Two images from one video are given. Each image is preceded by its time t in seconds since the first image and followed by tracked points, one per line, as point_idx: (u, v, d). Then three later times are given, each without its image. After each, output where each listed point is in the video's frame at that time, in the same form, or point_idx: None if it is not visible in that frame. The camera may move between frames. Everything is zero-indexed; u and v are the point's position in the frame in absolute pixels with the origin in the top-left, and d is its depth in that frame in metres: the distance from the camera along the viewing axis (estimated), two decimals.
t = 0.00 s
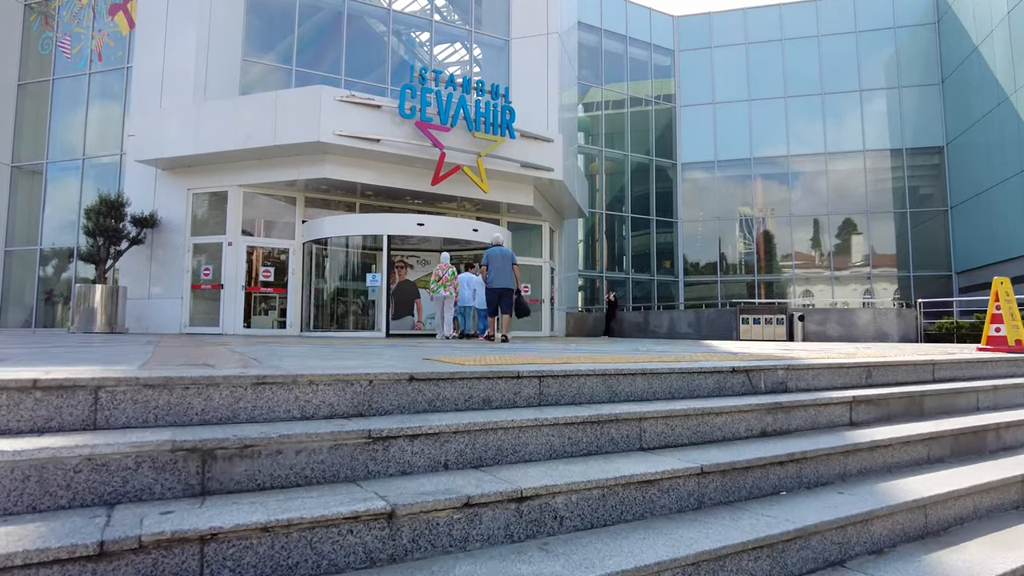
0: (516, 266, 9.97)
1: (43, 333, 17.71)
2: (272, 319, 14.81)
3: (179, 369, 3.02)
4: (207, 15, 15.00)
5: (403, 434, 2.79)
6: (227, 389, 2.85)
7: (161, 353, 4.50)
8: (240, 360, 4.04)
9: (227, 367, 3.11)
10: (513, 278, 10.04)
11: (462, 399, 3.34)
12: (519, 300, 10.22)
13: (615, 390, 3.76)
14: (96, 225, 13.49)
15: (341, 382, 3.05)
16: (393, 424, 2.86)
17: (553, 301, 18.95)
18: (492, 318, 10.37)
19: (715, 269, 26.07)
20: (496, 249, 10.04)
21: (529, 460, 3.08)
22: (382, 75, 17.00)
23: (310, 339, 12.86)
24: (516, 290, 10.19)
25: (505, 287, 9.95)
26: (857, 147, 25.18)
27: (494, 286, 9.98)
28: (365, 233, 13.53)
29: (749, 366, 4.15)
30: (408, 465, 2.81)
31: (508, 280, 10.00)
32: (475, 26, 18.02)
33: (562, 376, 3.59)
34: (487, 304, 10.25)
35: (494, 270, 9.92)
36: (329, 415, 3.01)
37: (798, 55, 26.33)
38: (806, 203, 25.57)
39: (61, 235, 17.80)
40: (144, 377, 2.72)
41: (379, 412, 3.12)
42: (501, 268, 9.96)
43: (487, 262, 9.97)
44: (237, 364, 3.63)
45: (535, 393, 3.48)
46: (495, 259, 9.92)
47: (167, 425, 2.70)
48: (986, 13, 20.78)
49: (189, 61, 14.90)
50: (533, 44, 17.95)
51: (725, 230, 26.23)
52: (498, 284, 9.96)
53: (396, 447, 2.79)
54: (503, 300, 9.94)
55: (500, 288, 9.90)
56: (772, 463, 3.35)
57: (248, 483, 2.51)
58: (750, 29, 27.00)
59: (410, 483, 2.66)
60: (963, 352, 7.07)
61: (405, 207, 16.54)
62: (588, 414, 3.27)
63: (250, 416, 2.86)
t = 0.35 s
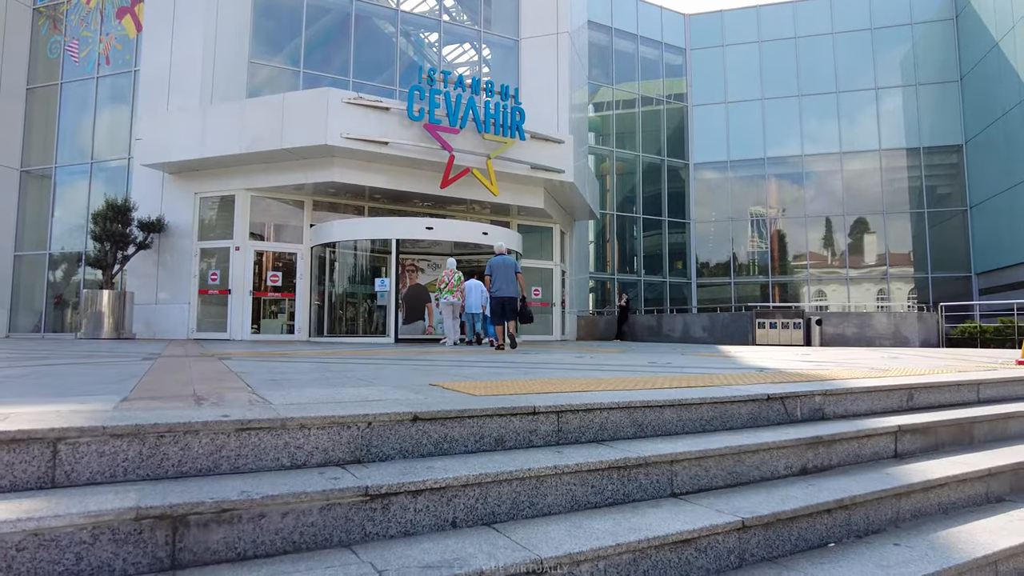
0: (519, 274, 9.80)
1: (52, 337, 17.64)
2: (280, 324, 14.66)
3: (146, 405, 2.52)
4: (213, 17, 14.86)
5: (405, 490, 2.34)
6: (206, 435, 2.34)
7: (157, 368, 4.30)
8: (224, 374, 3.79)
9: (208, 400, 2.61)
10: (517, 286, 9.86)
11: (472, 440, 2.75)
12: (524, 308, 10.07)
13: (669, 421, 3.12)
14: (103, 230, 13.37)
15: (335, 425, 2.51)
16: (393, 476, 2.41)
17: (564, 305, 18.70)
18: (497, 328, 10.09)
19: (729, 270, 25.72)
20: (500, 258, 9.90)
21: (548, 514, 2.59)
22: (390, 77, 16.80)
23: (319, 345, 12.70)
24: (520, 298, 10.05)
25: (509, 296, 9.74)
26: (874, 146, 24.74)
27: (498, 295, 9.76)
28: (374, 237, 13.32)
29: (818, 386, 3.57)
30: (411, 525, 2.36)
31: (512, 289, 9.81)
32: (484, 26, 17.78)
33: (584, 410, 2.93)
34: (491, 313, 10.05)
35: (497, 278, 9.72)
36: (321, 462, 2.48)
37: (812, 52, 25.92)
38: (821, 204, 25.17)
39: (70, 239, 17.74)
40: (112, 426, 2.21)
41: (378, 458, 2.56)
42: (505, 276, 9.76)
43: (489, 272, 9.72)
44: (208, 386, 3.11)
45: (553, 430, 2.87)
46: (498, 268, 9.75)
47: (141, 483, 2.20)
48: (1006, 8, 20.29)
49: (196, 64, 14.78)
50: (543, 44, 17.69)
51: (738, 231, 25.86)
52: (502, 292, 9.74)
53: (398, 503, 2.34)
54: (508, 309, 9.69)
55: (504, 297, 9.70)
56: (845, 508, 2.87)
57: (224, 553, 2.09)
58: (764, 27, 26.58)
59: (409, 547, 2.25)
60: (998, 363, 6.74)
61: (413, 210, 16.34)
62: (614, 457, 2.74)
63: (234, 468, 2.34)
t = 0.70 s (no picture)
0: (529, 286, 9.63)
1: (66, 341, 17.68)
2: (291, 329, 14.56)
3: (128, 448, 2.25)
4: (224, 20, 14.77)
5: (411, 560, 1.99)
6: (190, 494, 2.09)
7: (158, 385, 4.14)
8: (224, 396, 3.59)
9: (198, 439, 2.34)
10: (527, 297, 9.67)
11: (487, 488, 2.43)
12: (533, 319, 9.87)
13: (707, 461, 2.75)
14: (114, 235, 13.27)
15: (332, 476, 2.22)
16: (397, 539, 2.08)
17: (578, 308, 18.46)
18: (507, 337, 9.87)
19: (745, 272, 25.34)
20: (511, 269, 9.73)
21: None
22: (402, 79, 16.63)
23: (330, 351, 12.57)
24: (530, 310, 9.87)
25: (520, 306, 9.54)
26: (894, 146, 24.25)
27: (510, 305, 9.55)
28: (386, 242, 13.16)
29: (863, 415, 3.21)
30: None
31: (522, 299, 9.61)
32: (496, 27, 17.57)
33: (610, 451, 2.56)
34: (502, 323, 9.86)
35: (509, 289, 9.51)
36: (319, 520, 2.19)
37: (830, 50, 25.46)
38: (840, 204, 24.72)
39: (84, 244, 17.76)
40: (80, 487, 1.96)
41: (382, 513, 2.28)
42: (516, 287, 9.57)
43: (501, 281, 9.54)
44: (206, 412, 2.86)
45: (576, 476, 2.52)
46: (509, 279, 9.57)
47: (111, 551, 1.94)
48: None
49: (207, 68, 14.69)
50: (556, 45, 17.46)
51: (755, 232, 25.47)
52: (513, 302, 9.53)
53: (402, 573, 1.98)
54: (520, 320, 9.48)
55: (515, 308, 9.49)
56: (907, 568, 2.39)
57: None
58: (780, 25, 26.15)
59: None
60: None
61: (425, 213, 16.17)
62: (646, 510, 2.38)
63: (220, 527, 2.09)
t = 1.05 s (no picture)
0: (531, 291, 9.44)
1: (65, 345, 17.53)
2: (292, 333, 14.37)
3: (82, 489, 2.00)
4: (225, 21, 14.62)
5: None
6: (137, 552, 1.79)
7: (141, 399, 3.93)
8: (208, 412, 3.38)
9: (162, 477, 2.08)
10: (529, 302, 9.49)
11: (483, 536, 2.16)
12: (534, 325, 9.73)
13: (723, 497, 2.50)
14: (112, 238, 13.07)
15: (306, 527, 1.95)
16: None
17: (582, 312, 18.25)
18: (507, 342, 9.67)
19: (751, 274, 25.08)
20: (513, 274, 9.57)
21: None
22: (404, 79, 16.43)
23: (331, 356, 12.37)
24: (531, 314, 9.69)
25: (521, 311, 9.33)
26: (902, 146, 23.96)
27: (511, 310, 9.36)
28: (388, 245, 12.97)
29: (894, 440, 2.94)
30: None
31: (524, 305, 9.41)
32: (499, 28, 17.36)
33: (619, 490, 2.33)
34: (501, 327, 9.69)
35: (510, 295, 9.34)
36: None
37: (837, 51, 25.20)
38: (847, 205, 24.43)
39: (84, 247, 17.62)
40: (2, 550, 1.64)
41: (363, 566, 1.99)
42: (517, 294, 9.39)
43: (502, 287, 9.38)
44: (183, 437, 2.61)
45: (584, 518, 2.27)
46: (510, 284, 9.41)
47: None
48: None
49: (207, 69, 14.53)
50: (560, 45, 17.25)
51: (761, 234, 25.21)
52: (514, 308, 9.33)
53: None
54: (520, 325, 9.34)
55: (516, 312, 9.26)
56: None
57: None
58: (786, 25, 25.89)
59: None
60: None
61: (428, 216, 15.98)
62: (664, 562, 2.08)
63: None
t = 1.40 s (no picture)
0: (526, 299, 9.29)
1: (64, 349, 17.36)
2: (291, 338, 14.16)
3: (22, 546, 1.75)
4: (223, 21, 14.44)
5: None
6: None
7: (122, 419, 3.73)
8: (189, 437, 3.17)
9: (120, 532, 1.85)
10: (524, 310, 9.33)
11: None
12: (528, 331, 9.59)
13: (748, 545, 2.23)
14: (109, 242, 12.88)
15: None
16: None
17: (585, 314, 18.05)
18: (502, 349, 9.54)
19: (755, 274, 24.85)
20: (508, 281, 9.40)
21: None
22: (405, 80, 16.24)
23: (330, 360, 12.18)
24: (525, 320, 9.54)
25: (516, 319, 9.20)
26: (908, 145, 23.70)
27: (505, 317, 9.23)
28: (388, 248, 12.77)
29: (925, 471, 2.70)
30: None
31: (518, 312, 9.28)
32: (501, 28, 17.15)
33: (632, 543, 2.02)
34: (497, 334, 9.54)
35: (505, 303, 9.21)
36: None
37: (841, 49, 24.95)
38: (852, 205, 24.17)
39: (82, 250, 17.45)
40: None
41: None
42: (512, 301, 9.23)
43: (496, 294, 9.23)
44: (157, 472, 2.39)
45: None
46: (505, 292, 9.26)
47: None
48: None
49: (205, 70, 14.35)
50: (563, 45, 17.05)
51: (765, 235, 24.96)
52: (508, 315, 9.20)
53: None
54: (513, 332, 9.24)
55: (510, 319, 9.14)
56: None
57: None
58: (791, 23, 25.63)
59: None
60: None
61: (429, 218, 15.79)
62: None
63: None
